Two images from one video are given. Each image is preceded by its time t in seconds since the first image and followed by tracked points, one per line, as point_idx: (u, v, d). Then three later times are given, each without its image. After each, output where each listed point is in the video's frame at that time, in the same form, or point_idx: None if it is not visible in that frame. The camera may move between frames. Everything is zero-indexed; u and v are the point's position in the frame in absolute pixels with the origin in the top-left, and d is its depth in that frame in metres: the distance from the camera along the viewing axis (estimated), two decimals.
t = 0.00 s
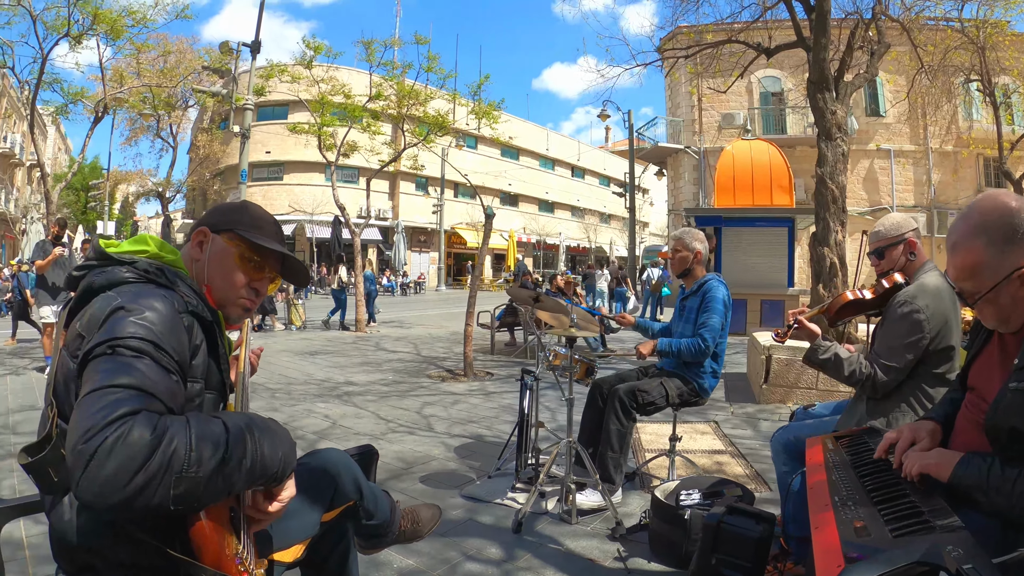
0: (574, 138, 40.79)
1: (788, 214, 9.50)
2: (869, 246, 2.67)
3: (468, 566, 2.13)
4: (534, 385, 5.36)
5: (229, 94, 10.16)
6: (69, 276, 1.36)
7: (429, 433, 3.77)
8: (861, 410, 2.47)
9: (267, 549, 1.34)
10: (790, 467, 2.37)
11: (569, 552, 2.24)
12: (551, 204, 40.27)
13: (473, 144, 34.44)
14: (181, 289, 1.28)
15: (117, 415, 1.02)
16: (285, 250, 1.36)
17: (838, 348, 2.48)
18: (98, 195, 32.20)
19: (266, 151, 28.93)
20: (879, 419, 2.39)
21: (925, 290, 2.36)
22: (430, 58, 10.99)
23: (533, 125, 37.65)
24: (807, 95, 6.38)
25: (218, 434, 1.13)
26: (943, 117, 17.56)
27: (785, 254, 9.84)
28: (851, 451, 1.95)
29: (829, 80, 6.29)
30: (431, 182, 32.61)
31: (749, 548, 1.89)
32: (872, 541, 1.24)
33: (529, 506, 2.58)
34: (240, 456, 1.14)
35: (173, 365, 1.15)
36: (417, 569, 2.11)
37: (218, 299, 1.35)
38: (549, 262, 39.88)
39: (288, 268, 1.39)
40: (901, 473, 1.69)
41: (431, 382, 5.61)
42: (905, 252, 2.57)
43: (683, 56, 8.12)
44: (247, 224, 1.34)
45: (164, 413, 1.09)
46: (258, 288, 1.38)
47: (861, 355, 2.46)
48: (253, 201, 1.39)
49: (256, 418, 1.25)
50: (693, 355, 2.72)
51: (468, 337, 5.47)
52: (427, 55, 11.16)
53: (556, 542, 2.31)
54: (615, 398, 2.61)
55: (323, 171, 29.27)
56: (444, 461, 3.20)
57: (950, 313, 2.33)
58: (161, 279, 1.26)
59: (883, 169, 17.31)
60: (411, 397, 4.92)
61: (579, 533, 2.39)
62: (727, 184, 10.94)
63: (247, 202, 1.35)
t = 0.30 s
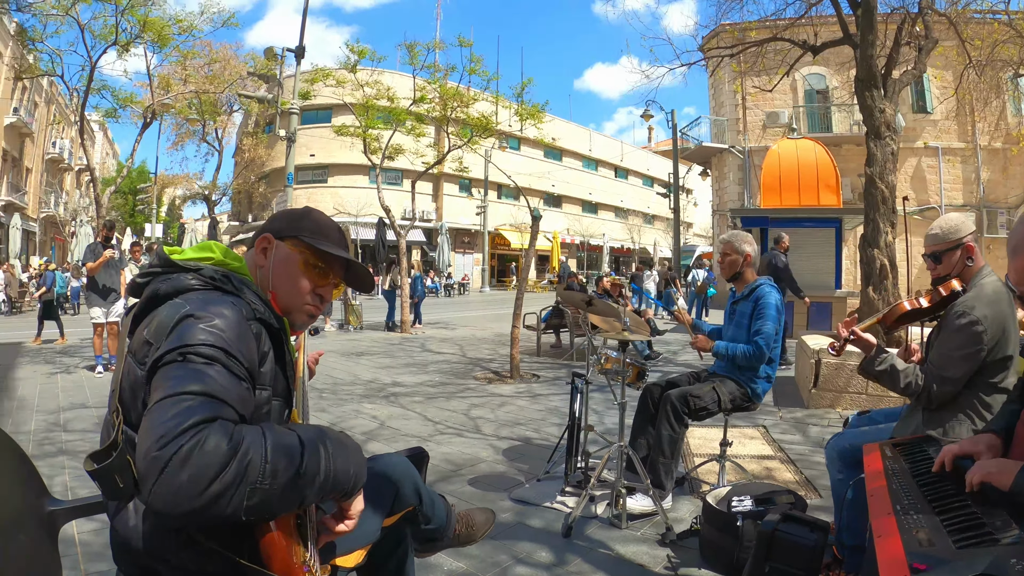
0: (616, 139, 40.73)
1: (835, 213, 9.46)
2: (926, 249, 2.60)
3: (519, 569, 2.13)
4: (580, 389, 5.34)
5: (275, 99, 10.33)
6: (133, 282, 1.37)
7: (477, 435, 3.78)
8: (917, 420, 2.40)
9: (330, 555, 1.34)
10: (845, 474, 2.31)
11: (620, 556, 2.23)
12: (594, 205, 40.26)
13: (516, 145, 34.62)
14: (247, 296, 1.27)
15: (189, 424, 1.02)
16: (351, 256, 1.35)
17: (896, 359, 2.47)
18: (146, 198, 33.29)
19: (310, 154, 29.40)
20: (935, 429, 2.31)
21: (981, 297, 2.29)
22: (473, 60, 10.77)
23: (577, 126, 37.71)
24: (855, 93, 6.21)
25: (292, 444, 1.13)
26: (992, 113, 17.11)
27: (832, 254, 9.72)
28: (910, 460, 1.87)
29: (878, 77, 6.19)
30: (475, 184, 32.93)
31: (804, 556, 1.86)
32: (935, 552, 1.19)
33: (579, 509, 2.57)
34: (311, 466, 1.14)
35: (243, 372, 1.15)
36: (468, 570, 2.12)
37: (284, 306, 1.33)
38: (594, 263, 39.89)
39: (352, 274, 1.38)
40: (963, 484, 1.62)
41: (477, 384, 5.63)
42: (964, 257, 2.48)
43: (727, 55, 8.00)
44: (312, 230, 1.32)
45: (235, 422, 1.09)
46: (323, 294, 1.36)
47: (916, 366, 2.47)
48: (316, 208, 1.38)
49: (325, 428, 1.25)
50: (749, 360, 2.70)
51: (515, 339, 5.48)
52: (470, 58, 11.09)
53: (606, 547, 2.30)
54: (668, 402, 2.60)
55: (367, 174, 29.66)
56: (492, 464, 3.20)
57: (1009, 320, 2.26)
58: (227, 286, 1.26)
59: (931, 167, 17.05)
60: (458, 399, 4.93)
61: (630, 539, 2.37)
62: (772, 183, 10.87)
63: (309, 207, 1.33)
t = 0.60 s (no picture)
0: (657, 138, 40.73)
1: (881, 214, 9.58)
2: (975, 258, 2.53)
3: None
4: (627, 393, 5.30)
5: (318, 103, 10.49)
6: (192, 294, 1.39)
7: (523, 438, 3.78)
8: (972, 432, 2.31)
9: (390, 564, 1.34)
10: (897, 486, 2.27)
11: (667, 564, 2.21)
12: (637, 205, 40.22)
13: (558, 146, 34.65)
14: (311, 309, 1.29)
15: (259, 444, 1.03)
16: (411, 265, 1.38)
17: (952, 377, 2.49)
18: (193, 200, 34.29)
19: (353, 157, 29.80)
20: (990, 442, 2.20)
21: None
22: (515, 63, 11.17)
23: (619, 127, 37.65)
24: (902, 91, 6.23)
25: (360, 460, 1.13)
26: None
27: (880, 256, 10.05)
28: (965, 472, 1.81)
29: (925, 75, 6.15)
30: (517, 185, 33.17)
31: (857, 568, 1.83)
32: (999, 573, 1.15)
33: (627, 516, 2.56)
34: (379, 481, 1.14)
35: (310, 389, 1.16)
36: None
37: (348, 318, 1.38)
38: (636, 264, 39.91)
39: (413, 285, 1.41)
40: None
41: (522, 387, 5.62)
42: (1017, 266, 2.40)
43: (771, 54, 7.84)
44: (374, 244, 1.36)
45: (303, 440, 1.09)
46: (386, 306, 1.40)
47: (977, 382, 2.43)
48: (374, 218, 1.40)
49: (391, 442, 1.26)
50: (803, 371, 2.75)
51: (559, 342, 5.45)
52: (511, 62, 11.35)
53: (654, 554, 2.29)
54: (719, 402, 2.62)
55: (410, 176, 29.85)
56: (539, 468, 3.20)
57: None
58: (290, 300, 1.27)
59: (979, 165, 16.72)
60: (503, 402, 4.93)
61: (677, 546, 2.36)
62: (818, 182, 10.64)
63: (369, 219, 1.36)
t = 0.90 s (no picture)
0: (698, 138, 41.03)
1: (928, 215, 9.60)
2: None
3: None
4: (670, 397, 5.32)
5: (358, 107, 10.84)
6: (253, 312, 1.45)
7: (567, 443, 3.85)
8: None
9: None
10: (948, 501, 2.22)
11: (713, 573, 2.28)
12: (677, 205, 40.50)
13: (598, 147, 35.02)
14: (373, 327, 1.34)
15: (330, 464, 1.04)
16: (468, 280, 1.46)
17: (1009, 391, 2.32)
18: (237, 200, 35.60)
19: (394, 159, 30.82)
20: None
21: None
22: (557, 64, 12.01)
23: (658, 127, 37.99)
24: (947, 90, 6.15)
25: (429, 482, 1.17)
26: None
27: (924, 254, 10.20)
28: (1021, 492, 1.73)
29: (972, 72, 6.06)
30: (557, 187, 33.88)
31: None
32: None
33: (673, 524, 2.64)
34: (445, 498, 1.17)
35: (376, 406, 1.19)
36: None
37: (410, 334, 1.45)
38: (677, 265, 40.52)
39: (472, 299, 1.48)
40: None
41: (566, 391, 5.64)
42: None
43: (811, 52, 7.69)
44: (435, 259, 1.43)
45: (372, 459, 1.12)
46: (447, 322, 1.48)
47: None
48: (432, 233, 1.47)
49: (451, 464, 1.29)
50: (853, 381, 2.84)
51: (603, 346, 5.47)
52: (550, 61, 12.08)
53: (700, 564, 2.35)
54: (766, 418, 2.73)
55: (451, 178, 30.90)
56: (584, 474, 3.28)
57: None
58: (351, 317, 1.33)
59: None
60: (546, 405, 5.00)
61: (723, 556, 2.42)
62: (862, 184, 10.44)
63: (426, 234, 1.43)
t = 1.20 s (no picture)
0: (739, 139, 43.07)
1: (974, 217, 9.97)
2: None
3: None
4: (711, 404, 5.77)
5: (398, 108, 12.26)
6: (314, 331, 1.53)
7: (611, 450, 4.26)
8: None
9: None
10: (999, 518, 2.18)
11: None
12: (718, 206, 42.72)
13: (637, 147, 37.42)
14: (435, 347, 1.42)
15: (400, 489, 1.11)
16: (528, 297, 1.56)
17: None
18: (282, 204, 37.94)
19: (434, 161, 34.05)
20: None
21: None
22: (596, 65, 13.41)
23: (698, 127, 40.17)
24: (994, 87, 6.08)
25: (496, 512, 1.25)
26: None
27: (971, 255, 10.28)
28: None
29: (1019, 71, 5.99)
30: (598, 187, 36.02)
31: None
32: None
33: (718, 535, 2.94)
34: (511, 527, 1.26)
35: (440, 430, 1.26)
36: None
37: (470, 353, 1.56)
38: (718, 266, 42.88)
39: (531, 317, 1.56)
40: None
41: (607, 395, 6.15)
42: None
43: (855, 49, 7.58)
44: (494, 279, 1.55)
45: (439, 483, 1.19)
46: (506, 339, 1.59)
47: None
48: (490, 250, 1.59)
49: (515, 490, 1.39)
50: (899, 391, 3.08)
51: (644, 350, 5.91)
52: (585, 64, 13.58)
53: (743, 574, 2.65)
54: (815, 427, 3.02)
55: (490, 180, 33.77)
56: (628, 481, 3.66)
57: None
58: (413, 338, 1.40)
59: None
60: (588, 410, 5.48)
61: (769, 566, 2.71)
62: (907, 182, 11.09)
63: (490, 253, 1.55)
